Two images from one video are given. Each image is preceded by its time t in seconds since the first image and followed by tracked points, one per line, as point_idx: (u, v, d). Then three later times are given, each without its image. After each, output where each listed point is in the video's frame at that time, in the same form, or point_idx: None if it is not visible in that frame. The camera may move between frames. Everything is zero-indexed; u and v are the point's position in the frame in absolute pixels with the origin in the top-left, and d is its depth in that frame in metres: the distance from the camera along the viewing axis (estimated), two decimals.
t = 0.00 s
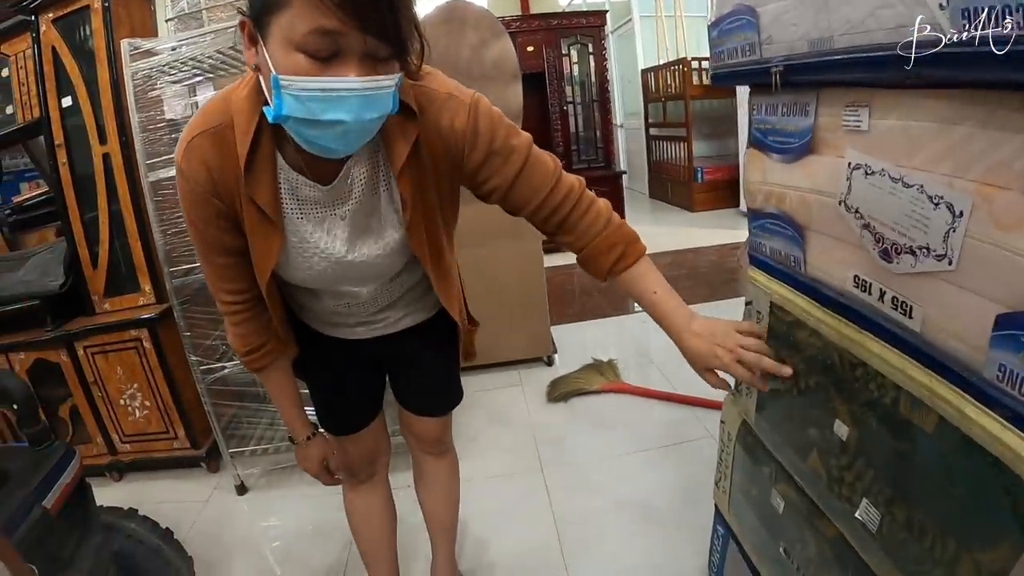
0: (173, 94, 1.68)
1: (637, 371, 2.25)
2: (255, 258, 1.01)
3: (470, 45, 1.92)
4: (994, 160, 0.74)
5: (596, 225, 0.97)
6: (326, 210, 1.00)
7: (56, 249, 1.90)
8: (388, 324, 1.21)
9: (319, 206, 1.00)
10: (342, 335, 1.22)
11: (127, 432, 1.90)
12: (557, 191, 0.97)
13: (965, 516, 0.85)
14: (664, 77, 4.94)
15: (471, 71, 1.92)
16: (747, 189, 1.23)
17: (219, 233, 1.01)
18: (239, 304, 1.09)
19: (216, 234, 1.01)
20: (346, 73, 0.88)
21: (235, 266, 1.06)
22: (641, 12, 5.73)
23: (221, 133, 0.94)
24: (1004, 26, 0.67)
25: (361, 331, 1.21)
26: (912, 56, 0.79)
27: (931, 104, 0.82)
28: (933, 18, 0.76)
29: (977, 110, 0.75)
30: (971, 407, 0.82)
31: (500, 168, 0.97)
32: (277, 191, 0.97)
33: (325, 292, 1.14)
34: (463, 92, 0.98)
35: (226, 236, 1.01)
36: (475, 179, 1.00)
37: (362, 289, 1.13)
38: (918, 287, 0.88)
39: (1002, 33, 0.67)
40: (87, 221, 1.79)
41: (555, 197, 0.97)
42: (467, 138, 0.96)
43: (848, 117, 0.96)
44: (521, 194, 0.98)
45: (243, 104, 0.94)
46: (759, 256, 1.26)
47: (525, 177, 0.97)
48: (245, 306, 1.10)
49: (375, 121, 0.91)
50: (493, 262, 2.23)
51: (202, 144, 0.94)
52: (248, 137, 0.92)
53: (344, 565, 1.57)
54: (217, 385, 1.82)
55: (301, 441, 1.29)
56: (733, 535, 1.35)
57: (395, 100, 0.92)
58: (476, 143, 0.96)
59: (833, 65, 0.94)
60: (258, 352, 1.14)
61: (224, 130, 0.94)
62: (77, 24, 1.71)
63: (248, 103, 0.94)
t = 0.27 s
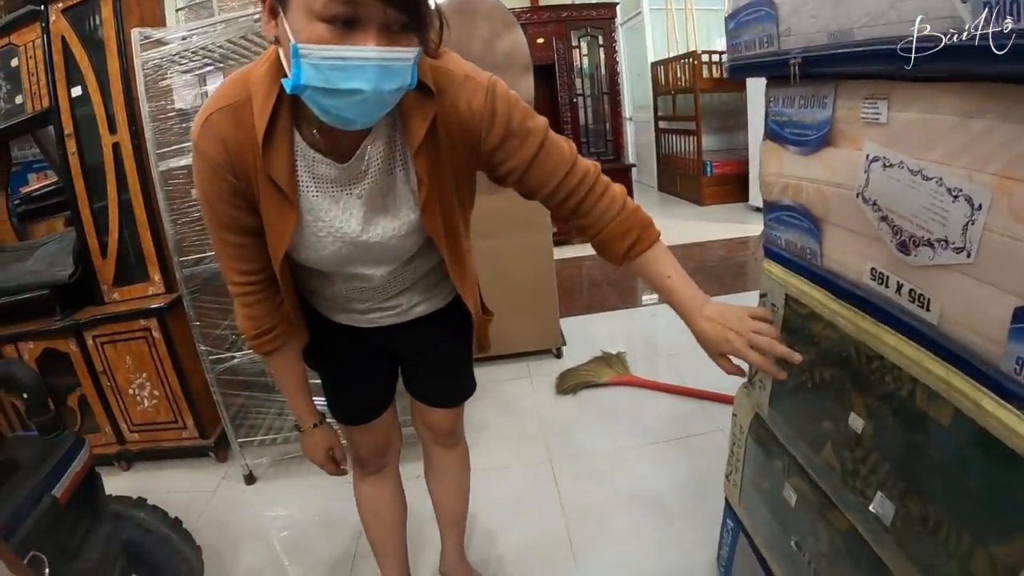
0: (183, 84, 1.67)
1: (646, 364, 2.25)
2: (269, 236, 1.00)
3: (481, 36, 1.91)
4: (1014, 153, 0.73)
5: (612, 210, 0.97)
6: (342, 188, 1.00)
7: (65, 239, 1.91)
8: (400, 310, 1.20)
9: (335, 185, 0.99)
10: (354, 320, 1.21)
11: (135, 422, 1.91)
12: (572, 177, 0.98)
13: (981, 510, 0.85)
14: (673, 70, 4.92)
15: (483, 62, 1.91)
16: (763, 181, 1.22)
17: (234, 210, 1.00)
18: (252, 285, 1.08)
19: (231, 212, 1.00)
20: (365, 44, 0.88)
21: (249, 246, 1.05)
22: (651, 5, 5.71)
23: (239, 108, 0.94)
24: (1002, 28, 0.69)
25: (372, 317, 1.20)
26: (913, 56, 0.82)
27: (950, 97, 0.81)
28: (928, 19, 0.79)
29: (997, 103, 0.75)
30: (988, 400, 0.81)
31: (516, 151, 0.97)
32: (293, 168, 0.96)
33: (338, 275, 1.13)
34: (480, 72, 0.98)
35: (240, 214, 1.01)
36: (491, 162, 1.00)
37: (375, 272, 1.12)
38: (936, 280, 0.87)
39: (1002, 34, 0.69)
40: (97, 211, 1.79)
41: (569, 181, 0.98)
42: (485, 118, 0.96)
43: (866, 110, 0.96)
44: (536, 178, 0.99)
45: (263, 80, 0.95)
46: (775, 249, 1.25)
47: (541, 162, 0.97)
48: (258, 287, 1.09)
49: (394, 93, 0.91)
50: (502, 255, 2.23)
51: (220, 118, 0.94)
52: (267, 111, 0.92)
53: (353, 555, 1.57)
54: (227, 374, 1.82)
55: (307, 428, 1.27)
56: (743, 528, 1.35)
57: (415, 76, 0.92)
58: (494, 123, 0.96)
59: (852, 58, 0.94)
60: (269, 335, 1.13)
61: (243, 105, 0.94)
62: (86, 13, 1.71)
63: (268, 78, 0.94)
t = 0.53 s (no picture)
0: (195, 71, 1.66)
1: (656, 358, 2.25)
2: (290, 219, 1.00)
3: (495, 26, 1.90)
4: None
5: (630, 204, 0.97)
6: (363, 172, 1.00)
7: (76, 225, 1.91)
8: (417, 297, 1.20)
9: (357, 168, 0.99)
10: (370, 306, 1.21)
11: (144, 409, 1.91)
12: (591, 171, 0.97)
13: (997, 507, 0.84)
14: (685, 64, 4.90)
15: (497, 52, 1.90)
16: (783, 174, 1.22)
17: (256, 191, 1.00)
18: (272, 267, 1.08)
19: (252, 192, 1.00)
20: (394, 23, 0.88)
21: (269, 228, 1.05)
22: None
23: (264, 88, 0.94)
24: (1003, 28, 0.72)
25: (389, 303, 1.20)
26: (912, 57, 0.85)
27: (974, 94, 0.81)
28: (931, 22, 0.83)
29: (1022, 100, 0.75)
30: (1008, 398, 0.81)
31: (536, 141, 0.97)
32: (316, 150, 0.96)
33: (356, 260, 1.13)
34: (503, 59, 0.98)
35: (262, 195, 1.01)
36: (510, 151, 1.00)
37: (393, 258, 1.12)
38: (957, 276, 0.87)
39: (1001, 33, 0.72)
40: (107, 197, 1.79)
41: (587, 175, 0.97)
42: (506, 106, 0.95)
43: (888, 106, 0.95)
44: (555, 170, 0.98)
45: (288, 60, 0.94)
46: (793, 243, 1.25)
47: (559, 154, 0.97)
48: (278, 269, 1.09)
49: (423, 75, 0.90)
50: (512, 247, 2.23)
51: (244, 98, 0.94)
52: (292, 91, 0.92)
53: (363, 544, 1.58)
54: (237, 362, 1.82)
55: (328, 415, 1.27)
56: (754, 521, 1.36)
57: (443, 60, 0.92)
58: (515, 112, 0.95)
59: (873, 53, 0.93)
60: (287, 319, 1.13)
61: (267, 85, 0.94)
62: None
63: (293, 58, 0.94)
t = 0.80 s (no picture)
0: (206, 69, 1.66)
1: (661, 356, 2.27)
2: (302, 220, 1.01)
3: (505, 26, 1.90)
4: None
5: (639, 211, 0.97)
6: (375, 173, 1.00)
7: (86, 222, 1.92)
8: (427, 297, 1.21)
9: (368, 170, 1.00)
10: (381, 305, 1.21)
11: (153, 405, 1.92)
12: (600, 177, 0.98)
13: (1005, 512, 0.85)
14: (694, 63, 4.90)
15: (508, 51, 1.91)
16: (796, 179, 1.23)
17: (268, 193, 1.01)
18: (285, 268, 1.08)
19: (265, 194, 1.00)
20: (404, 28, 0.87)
21: (282, 229, 1.05)
22: None
23: (276, 91, 0.95)
24: (1003, 27, 0.74)
25: (400, 303, 1.21)
26: (912, 56, 0.88)
27: (986, 102, 0.81)
28: (930, 23, 0.86)
29: None
30: (1018, 403, 0.81)
31: (544, 145, 0.97)
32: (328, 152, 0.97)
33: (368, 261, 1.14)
34: (513, 63, 0.98)
35: (275, 197, 1.01)
36: (519, 154, 1.00)
37: (404, 259, 1.12)
38: (969, 282, 0.87)
39: (1000, 33, 0.74)
40: (118, 195, 1.79)
41: (596, 180, 0.98)
42: (516, 110, 0.95)
43: (902, 112, 0.96)
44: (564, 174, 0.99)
45: (300, 63, 0.95)
46: (804, 247, 1.26)
47: (568, 159, 0.97)
48: (290, 270, 1.09)
49: (433, 79, 0.90)
50: (520, 246, 2.23)
51: (257, 101, 0.95)
52: (303, 94, 0.92)
53: (371, 541, 1.59)
54: (246, 359, 1.83)
55: (339, 415, 1.28)
56: (761, 522, 1.37)
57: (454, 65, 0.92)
58: (524, 116, 0.96)
59: (888, 60, 0.94)
60: (300, 318, 1.14)
61: (280, 89, 0.94)
62: None
63: (305, 62, 0.95)
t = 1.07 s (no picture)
0: (216, 59, 1.66)
1: (668, 349, 2.28)
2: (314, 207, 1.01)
3: (517, 17, 1.89)
4: None
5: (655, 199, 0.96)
6: (387, 160, 1.00)
7: (95, 212, 1.92)
8: (438, 287, 1.20)
9: (381, 156, 1.00)
10: (392, 294, 1.21)
11: (161, 396, 1.92)
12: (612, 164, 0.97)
13: (1019, 508, 0.85)
14: (704, 57, 4.88)
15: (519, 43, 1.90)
16: (811, 173, 1.22)
17: (280, 180, 1.00)
18: (296, 255, 1.08)
19: (277, 181, 1.00)
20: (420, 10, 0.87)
21: (294, 217, 1.05)
22: None
23: (289, 77, 0.95)
24: (1003, 27, 0.77)
25: (411, 292, 1.21)
26: (914, 55, 0.91)
27: (1004, 98, 0.81)
28: (930, 24, 0.88)
29: None
30: None
31: (558, 132, 0.97)
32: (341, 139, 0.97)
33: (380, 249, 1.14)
34: (526, 49, 0.98)
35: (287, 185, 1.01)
36: (533, 142, 1.00)
37: (416, 248, 1.12)
38: (984, 278, 0.87)
39: (1000, 33, 0.77)
40: (127, 185, 1.79)
41: (609, 167, 0.97)
42: (531, 96, 0.95)
43: (920, 106, 0.95)
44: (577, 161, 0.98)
45: (312, 48, 0.94)
46: (818, 241, 1.26)
47: (581, 146, 0.97)
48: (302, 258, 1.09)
49: (449, 62, 0.89)
50: (529, 239, 2.23)
51: (270, 87, 0.94)
52: (316, 79, 0.92)
53: (380, 532, 1.59)
54: (255, 349, 1.84)
55: (346, 404, 1.27)
56: (772, 517, 1.37)
57: (468, 47, 0.91)
58: (539, 102, 0.96)
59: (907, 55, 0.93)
60: (310, 306, 1.14)
61: (293, 75, 0.94)
62: None
63: (318, 48, 0.94)
